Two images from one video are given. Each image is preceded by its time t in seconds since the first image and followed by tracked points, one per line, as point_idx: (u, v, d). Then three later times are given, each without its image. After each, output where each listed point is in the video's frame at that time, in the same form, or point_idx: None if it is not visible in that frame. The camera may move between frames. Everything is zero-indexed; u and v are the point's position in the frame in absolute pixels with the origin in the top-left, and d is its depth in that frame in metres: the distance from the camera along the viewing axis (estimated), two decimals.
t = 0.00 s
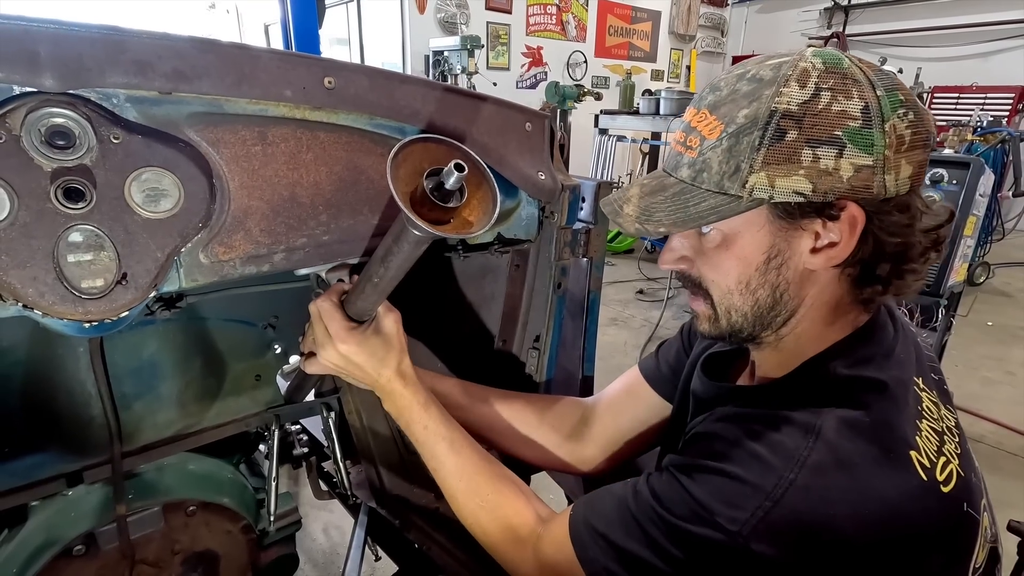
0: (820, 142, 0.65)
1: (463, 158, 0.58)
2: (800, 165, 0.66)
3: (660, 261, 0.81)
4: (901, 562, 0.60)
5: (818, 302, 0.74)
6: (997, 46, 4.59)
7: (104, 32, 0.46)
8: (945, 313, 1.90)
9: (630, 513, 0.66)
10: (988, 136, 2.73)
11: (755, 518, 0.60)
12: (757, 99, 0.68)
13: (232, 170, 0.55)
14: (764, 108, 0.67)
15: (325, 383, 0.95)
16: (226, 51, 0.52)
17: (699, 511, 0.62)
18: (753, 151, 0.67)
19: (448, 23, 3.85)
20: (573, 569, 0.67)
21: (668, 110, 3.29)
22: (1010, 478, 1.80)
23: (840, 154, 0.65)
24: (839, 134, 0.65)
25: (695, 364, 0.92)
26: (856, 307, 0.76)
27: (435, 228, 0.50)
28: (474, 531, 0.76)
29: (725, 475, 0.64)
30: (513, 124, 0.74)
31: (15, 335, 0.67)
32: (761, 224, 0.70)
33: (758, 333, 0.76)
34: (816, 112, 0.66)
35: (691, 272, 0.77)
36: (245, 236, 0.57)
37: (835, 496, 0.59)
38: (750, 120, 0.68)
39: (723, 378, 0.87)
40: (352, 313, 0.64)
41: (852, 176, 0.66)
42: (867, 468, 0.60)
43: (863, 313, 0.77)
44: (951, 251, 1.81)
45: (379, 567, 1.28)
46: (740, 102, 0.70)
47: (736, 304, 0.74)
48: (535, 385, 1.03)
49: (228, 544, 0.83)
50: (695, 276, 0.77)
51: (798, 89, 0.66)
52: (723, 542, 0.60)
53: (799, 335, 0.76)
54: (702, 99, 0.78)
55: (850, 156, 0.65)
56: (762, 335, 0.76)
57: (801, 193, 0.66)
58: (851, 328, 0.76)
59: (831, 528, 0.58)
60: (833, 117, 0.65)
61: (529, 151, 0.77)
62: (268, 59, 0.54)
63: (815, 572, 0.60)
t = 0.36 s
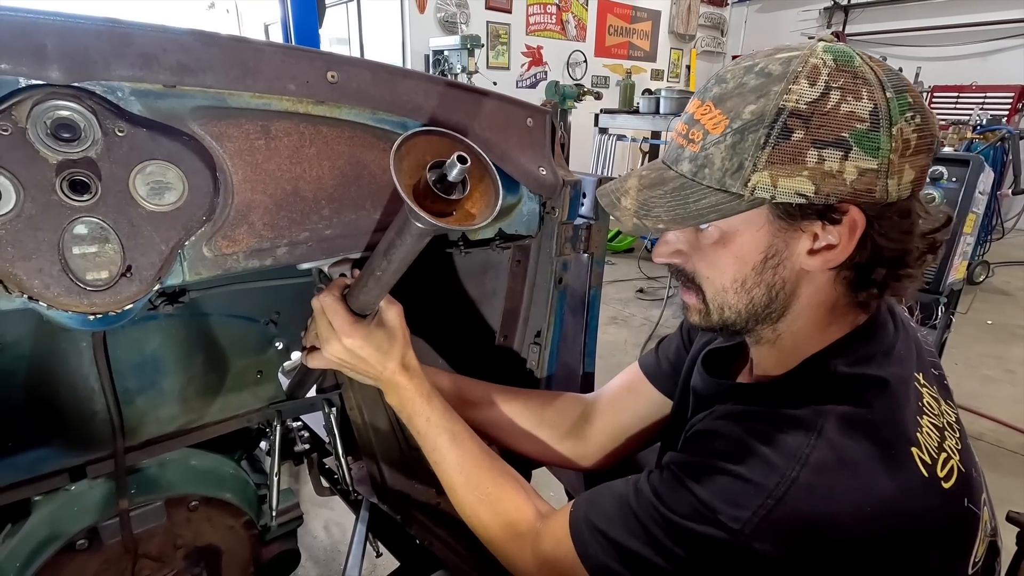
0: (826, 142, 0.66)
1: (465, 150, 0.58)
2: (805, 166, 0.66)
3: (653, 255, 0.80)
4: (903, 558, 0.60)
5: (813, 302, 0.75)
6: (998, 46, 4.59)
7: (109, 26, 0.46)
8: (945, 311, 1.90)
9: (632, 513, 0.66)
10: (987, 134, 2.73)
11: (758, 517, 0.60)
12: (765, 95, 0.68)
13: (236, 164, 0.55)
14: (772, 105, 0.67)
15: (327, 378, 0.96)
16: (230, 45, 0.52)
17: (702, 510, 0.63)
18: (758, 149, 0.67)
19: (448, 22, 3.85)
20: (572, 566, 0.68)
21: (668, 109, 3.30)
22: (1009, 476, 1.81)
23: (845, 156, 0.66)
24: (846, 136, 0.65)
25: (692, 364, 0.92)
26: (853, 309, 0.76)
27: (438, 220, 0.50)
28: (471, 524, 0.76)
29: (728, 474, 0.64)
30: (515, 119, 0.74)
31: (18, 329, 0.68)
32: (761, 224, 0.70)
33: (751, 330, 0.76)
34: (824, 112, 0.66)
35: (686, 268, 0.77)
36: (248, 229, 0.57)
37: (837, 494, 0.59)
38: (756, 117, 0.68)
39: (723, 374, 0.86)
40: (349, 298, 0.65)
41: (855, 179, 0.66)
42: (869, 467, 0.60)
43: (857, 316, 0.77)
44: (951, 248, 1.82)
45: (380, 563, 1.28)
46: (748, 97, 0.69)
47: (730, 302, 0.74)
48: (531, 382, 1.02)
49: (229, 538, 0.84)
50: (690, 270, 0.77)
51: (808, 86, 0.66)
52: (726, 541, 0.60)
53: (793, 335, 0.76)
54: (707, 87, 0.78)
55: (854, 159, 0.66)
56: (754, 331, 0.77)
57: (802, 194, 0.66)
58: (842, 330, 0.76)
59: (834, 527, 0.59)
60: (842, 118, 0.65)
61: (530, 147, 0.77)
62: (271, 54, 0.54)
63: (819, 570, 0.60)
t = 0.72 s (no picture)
0: (826, 134, 0.66)
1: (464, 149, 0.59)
2: (802, 155, 0.67)
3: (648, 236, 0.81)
4: (894, 549, 0.61)
5: (800, 293, 0.76)
6: (998, 46, 4.59)
7: (113, 26, 0.47)
8: (944, 310, 1.91)
9: (629, 514, 0.66)
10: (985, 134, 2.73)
11: (750, 506, 0.60)
12: (773, 83, 0.68)
13: (238, 164, 0.56)
14: (778, 92, 0.67)
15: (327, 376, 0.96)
16: (232, 45, 0.53)
17: (697, 502, 0.63)
18: (760, 134, 0.68)
19: (449, 23, 3.86)
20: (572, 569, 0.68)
21: (667, 109, 3.31)
22: (1007, 474, 1.81)
23: (842, 149, 0.67)
24: (845, 129, 0.66)
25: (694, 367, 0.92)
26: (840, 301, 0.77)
27: (437, 219, 0.51)
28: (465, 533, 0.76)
29: (722, 465, 0.64)
30: (514, 119, 0.75)
31: (23, 326, 0.68)
32: (754, 208, 0.71)
33: (739, 313, 0.77)
34: (826, 104, 0.67)
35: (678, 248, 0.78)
36: (250, 228, 0.58)
37: (828, 481, 0.60)
38: (761, 102, 0.68)
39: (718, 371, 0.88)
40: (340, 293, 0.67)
41: (849, 172, 0.67)
42: (857, 453, 0.61)
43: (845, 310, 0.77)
44: (949, 248, 1.82)
45: (381, 562, 1.29)
46: (755, 83, 0.70)
47: (719, 284, 0.75)
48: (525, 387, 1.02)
49: (231, 536, 0.84)
50: (682, 253, 0.77)
51: (815, 78, 0.67)
52: (720, 531, 0.60)
53: (783, 324, 0.77)
54: (717, 72, 0.78)
55: (851, 152, 0.67)
56: (741, 316, 0.77)
57: (798, 182, 0.67)
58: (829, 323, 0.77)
59: (827, 513, 0.59)
60: (845, 110, 0.66)
61: (529, 146, 0.77)
62: (274, 54, 0.55)
63: (810, 559, 0.60)
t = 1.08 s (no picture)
0: (791, 117, 0.75)
1: (462, 149, 0.59)
2: (773, 135, 0.74)
3: (635, 218, 0.87)
4: (854, 486, 0.62)
5: (772, 263, 0.78)
6: (999, 46, 4.60)
7: (119, 30, 0.48)
8: (941, 310, 1.92)
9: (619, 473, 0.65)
10: (983, 135, 2.81)
11: (723, 439, 0.60)
12: (746, 73, 0.76)
13: (239, 164, 0.57)
14: (752, 80, 0.74)
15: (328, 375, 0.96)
16: (233, 48, 0.54)
17: (676, 444, 0.63)
18: (737, 117, 0.75)
19: (450, 24, 3.87)
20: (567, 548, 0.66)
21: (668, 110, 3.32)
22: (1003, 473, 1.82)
23: (805, 131, 0.75)
24: (806, 114, 0.75)
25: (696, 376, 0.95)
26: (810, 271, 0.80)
27: (434, 218, 0.52)
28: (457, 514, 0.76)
29: (698, 410, 0.65)
30: (511, 120, 0.76)
31: (28, 324, 0.69)
32: (733, 181, 0.76)
33: (717, 287, 0.80)
34: (791, 92, 0.75)
35: (662, 225, 0.83)
36: (251, 227, 0.59)
37: (792, 414, 0.61)
38: (739, 89, 0.75)
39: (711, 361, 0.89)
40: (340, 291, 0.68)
41: (811, 151, 0.75)
42: (817, 391, 0.63)
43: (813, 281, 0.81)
44: (946, 248, 1.83)
45: (380, 559, 1.30)
46: (733, 74, 0.77)
47: (701, 255, 0.79)
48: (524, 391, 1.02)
49: (233, 532, 0.85)
50: (666, 229, 0.82)
51: (782, 71, 0.75)
52: (697, 467, 0.60)
53: (756, 296, 0.79)
54: (698, 69, 0.85)
55: (811, 134, 0.75)
56: (720, 290, 0.80)
57: (770, 158, 0.74)
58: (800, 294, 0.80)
59: (793, 447, 0.60)
60: (807, 97, 0.75)
61: (526, 147, 0.79)
62: (275, 57, 0.56)
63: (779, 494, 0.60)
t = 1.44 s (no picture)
0: (801, 102, 0.81)
1: (455, 151, 0.61)
2: (786, 119, 0.80)
3: (654, 200, 0.91)
4: (851, 429, 0.65)
5: (782, 235, 0.83)
6: (1000, 47, 4.60)
7: (118, 34, 0.49)
8: (939, 310, 1.92)
9: (629, 437, 0.65)
10: (981, 135, 2.85)
11: (735, 382, 0.63)
12: (761, 65, 0.83)
13: (238, 164, 0.58)
14: (766, 72, 0.81)
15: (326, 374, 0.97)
16: (232, 51, 0.55)
17: (692, 395, 0.65)
18: (755, 102, 0.81)
19: (450, 24, 3.88)
20: (595, 538, 0.63)
21: (667, 111, 3.33)
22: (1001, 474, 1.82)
23: (812, 115, 0.81)
24: (813, 101, 0.81)
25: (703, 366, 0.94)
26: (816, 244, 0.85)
27: (428, 217, 0.52)
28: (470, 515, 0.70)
29: (710, 364, 0.67)
30: (507, 121, 0.77)
31: (30, 322, 0.70)
32: (751, 159, 0.81)
33: (732, 262, 0.84)
34: (800, 82, 0.81)
35: (683, 205, 0.87)
36: (250, 227, 0.59)
37: (794, 357, 0.65)
38: (754, 80, 0.82)
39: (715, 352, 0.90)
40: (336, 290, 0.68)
41: (819, 133, 0.81)
42: (816, 338, 0.67)
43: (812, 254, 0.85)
44: (943, 248, 1.84)
45: (379, 557, 1.31)
46: (747, 67, 0.83)
47: (721, 229, 0.82)
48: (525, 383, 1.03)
49: (232, 529, 0.86)
50: (686, 208, 0.86)
51: (791, 65, 0.82)
52: (714, 411, 0.62)
53: (768, 268, 0.83)
54: (712, 67, 0.91)
55: (817, 118, 0.81)
56: (737, 265, 0.84)
57: (784, 139, 0.80)
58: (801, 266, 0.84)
59: (800, 385, 0.63)
60: (814, 85, 0.81)
61: (522, 147, 0.79)
62: (272, 59, 0.57)
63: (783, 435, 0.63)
